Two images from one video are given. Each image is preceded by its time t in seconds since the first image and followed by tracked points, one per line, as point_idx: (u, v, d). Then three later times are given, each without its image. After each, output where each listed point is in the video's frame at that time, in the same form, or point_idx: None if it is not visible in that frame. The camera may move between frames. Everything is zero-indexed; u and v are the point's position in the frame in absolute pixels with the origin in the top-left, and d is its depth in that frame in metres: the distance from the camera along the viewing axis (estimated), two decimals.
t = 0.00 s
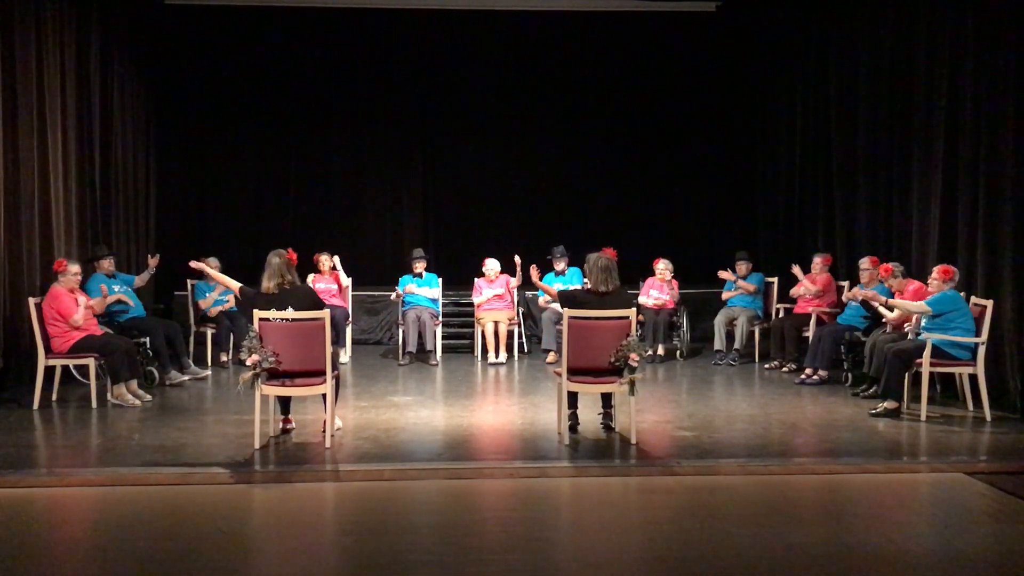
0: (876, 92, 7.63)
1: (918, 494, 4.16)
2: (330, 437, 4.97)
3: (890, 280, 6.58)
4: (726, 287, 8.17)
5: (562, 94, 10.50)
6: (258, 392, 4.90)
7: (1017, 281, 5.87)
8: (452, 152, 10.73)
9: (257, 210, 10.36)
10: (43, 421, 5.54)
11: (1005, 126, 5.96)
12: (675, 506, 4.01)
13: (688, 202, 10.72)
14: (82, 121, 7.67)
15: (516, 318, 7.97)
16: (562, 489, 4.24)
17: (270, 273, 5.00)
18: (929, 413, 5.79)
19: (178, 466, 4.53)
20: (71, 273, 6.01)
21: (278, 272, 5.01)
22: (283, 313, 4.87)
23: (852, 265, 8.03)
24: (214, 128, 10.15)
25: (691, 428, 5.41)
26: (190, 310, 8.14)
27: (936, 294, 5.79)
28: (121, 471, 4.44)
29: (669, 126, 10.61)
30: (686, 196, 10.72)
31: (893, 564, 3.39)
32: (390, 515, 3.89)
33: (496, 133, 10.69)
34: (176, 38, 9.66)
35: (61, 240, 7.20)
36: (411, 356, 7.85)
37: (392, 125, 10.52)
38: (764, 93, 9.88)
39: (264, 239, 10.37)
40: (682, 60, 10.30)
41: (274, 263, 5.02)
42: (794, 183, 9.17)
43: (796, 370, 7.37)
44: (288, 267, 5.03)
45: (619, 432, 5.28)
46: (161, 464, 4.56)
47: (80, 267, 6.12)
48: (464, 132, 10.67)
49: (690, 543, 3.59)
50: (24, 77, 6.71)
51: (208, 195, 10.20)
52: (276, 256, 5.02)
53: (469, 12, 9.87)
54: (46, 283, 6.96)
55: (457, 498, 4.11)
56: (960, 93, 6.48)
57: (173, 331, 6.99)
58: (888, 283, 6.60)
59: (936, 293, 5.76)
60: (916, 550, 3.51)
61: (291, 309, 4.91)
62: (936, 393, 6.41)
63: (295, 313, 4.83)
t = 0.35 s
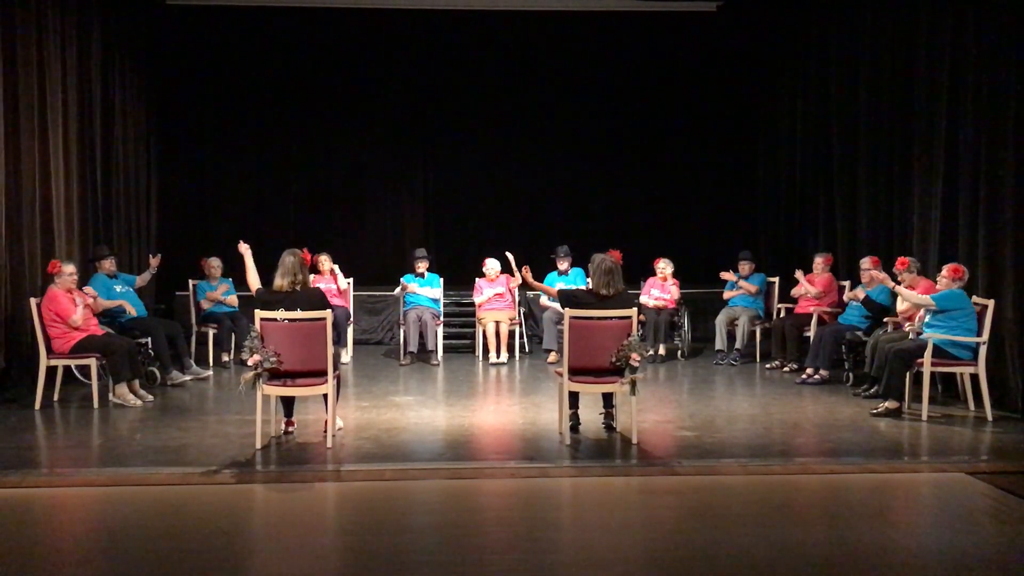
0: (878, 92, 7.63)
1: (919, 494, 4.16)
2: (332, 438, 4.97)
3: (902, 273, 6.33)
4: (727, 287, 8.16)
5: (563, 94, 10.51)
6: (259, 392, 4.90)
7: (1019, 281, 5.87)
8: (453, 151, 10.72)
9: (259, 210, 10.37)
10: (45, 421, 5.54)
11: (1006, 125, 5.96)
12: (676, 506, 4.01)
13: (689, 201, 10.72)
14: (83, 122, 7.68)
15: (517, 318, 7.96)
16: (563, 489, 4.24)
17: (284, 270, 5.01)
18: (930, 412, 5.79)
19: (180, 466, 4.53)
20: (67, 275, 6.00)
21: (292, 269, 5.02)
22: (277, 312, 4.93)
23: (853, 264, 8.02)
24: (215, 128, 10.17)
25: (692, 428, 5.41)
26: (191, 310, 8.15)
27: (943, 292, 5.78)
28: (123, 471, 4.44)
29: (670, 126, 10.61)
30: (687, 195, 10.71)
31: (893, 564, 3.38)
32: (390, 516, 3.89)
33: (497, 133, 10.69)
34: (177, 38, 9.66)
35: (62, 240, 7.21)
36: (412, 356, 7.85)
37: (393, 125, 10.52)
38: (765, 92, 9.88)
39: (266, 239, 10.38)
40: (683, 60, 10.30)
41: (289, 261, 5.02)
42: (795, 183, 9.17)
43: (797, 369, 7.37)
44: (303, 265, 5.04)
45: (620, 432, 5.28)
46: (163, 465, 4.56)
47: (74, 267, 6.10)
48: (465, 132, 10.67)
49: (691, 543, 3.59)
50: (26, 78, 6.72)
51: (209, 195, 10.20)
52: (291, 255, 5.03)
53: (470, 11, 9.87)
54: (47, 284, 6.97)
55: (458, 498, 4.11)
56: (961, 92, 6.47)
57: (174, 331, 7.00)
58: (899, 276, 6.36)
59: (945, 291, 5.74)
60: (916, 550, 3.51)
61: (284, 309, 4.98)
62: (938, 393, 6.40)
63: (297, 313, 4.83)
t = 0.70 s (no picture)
0: (880, 92, 7.63)
1: (921, 494, 4.17)
2: (335, 438, 4.98)
3: (917, 270, 6.20)
4: (730, 287, 8.16)
5: (565, 94, 10.51)
6: (261, 392, 4.90)
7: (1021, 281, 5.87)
8: (455, 152, 10.73)
9: (261, 211, 10.39)
10: (48, 422, 5.55)
11: (1008, 125, 5.96)
12: (678, 506, 4.01)
13: (691, 202, 10.72)
14: (86, 123, 7.70)
15: (519, 319, 7.96)
16: (566, 489, 4.24)
17: (294, 269, 5.04)
18: (933, 413, 5.78)
19: (182, 466, 4.54)
20: (68, 275, 6.01)
21: (302, 268, 5.05)
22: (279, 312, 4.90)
23: (855, 264, 8.02)
24: (217, 129, 10.19)
25: (694, 428, 5.42)
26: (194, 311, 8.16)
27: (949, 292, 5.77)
28: (126, 471, 4.45)
29: (672, 126, 10.61)
30: (689, 195, 10.72)
31: (895, 564, 3.39)
32: (393, 516, 3.89)
33: (499, 133, 10.70)
34: (179, 39, 9.67)
35: (65, 241, 7.22)
36: (414, 356, 7.86)
37: (395, 125, 10.54)
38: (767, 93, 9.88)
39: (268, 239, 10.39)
40: (685, 60, 10.31)
41: (296, 261, 5.06)
42: (797, 183, 9.17)
43: (800, 370, 7.37)
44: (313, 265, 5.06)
45: (623, 432, 5.29)
46: (165, 465, 4.57)
47: (75, 268, 6.12)
48: (468, 132, 10.68)
49: (693, 543, 3.59)
50: (29, 79, 6.74)
51: (211, 196, 10.22)
52: (301, 256, 5.06)
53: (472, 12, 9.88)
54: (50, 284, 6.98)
55: (460, 498, 4.12)
56: (963, 92, 6.47)
57: (177, 331, 7.00)
58: (913, 274, 6.23)
59: (950, 291, 5.73)
60: (918, 550, 3.51)
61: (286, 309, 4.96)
62: (940, 393, 6.40)
63: (300, 314, 4.83)
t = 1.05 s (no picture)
0: (881, 92, 7.62)
1: (922, 494, 4.16)
2: (335, 438, 4.97)
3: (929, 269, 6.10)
4: (732, 288, 8.15)
5: (566, 94, 10.52)
6: (262, 392, 4.89)
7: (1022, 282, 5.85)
8: (457, 152, 10.73)
9: (262, 210, 10.40)
10: (49, 421, 5.55)
11: (1010, 125, 5.96)
12: (679, 506, 4.01)
13: (693, 202, 10.71)
14: (87, 123, 7.71)
15: (520, 319, 7.95)
16: (567, 490, 4.23)
17: (295, 267, 5.04)
18: (934, 413, 5.77)
19: (183, 466, 4.54)
20: (67, 274, 6.00)
21: (304, 268, 5.05)
22: (282, 312, 4.91)
23: (857, 265, 8.01)
24: (219, 129, 10.20)
25: (696, 428, 5.41)
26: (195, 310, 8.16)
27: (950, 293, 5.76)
28: (127, 471, 4.45)
29: (673, 126, 10.61)
30: (690, 195, 10.71)
31: (899, 565, 3.38)
32: (394, 516, 3.89)
33: (500, 133, 10.69)
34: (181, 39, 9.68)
35: (67, 241, 7.22)
36: (416, 356, 7.85)
37: (396, 125, 10.54)
38: (768, 92, 9.88)
39: (270, 239, 10.40)
40: (686, 59, 10.31)
41: (298, 259, 5.06)
42: (799, 183, 9.16)
43: (801, 370, 7.36)
44: (315, 265, 5.07)
45: (624, 432, 5.28)
46: (166, 465, 4.57)
47: (75, 267, 6.11)
48: (469, 132, 10.67)
49: (695, 544, 3.58)
50: (30, 79, 6.74)
51: (213, 196, 10.23)
52: (302, 255, 5.07)
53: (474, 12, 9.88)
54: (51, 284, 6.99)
55: (462, 498, 4.11)
56: (964, 92, 6.46)
57: (178, 331, 7.00)
58: (926, 272, 6.14)
59: (952, 291, 5.72)
60: (921, 551, 3.50)
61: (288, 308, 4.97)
62: (942, 393, 6.39)
63: (300, 314, 4.82)
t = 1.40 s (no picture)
0: (880, 92, 7.63)
1: (921, 494, 4.16)
2: (334, 437, 4.97)
3: (931, 270, 6.10)
4: (731, 288, 8.15)
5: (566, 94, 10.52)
6: (261, 391, 4.89)
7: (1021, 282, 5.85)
8: (456, 151, 10.73)
9: (261, 209, 10.40)
10: (47, 420, 5.55)
11: (1009, 125, 5.96)
12: (679, 505, 4.01)
13: (692, 201, 10.72)
14: (87, 122, 7.71)
15: (519, 318, 7.95)
16: (566, 489, 4.24)
17: (294, 265, 5.06)
18: (933, 413, 5.78)
19: (182, 465, 4.54)
20: (66, 273, 6.03)
21: (303, 266, 5.06)
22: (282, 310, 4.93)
23: (855, 265, 8.02)
24: (218, 127, 10.20)
25: (695, 428, 5.40)
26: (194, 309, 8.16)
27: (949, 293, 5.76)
28: (126, 470, 4.45)
29: (673, 126, 10.61)
30: (689, 195, 10.71)
31: (898, 565, 3.38)
32: (393, 515, 3.88)
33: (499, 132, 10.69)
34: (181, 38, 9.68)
35: (66, 239, 7.22)
36: (415, 355, 7.85)
37: (395, 124, 10.54)
38: (767, 92, 9.88)
39: (269, 238, 10.40)
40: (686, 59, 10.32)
41: (297, 258, 5.07)
42: (798, 183, 9.16)
43: (800, 370, 7.36)
44: (315, 264, 5.08)
45: (623, 432, 5.28)
46: (165, 464, 4.56)
47: (74, 266, 6.14)
48: (468, 131, 10.67)
49: (695, 543, 3.57)
50: (30, 79, 6.74)
51: (212, 194, 10.22)
52: (303, 254, 5.09)
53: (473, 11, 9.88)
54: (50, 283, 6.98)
55: (461, 498, 4.11)
56: (963, 92, 6.47)
57: (177, 330, 6.99)
58: (928, 273, 6.13)
59: (951, 292, 5.72)
60: (921, 551, 3.50)
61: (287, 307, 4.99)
62: (940, 393, 6.39)
63: (299, 313, 4.82)
